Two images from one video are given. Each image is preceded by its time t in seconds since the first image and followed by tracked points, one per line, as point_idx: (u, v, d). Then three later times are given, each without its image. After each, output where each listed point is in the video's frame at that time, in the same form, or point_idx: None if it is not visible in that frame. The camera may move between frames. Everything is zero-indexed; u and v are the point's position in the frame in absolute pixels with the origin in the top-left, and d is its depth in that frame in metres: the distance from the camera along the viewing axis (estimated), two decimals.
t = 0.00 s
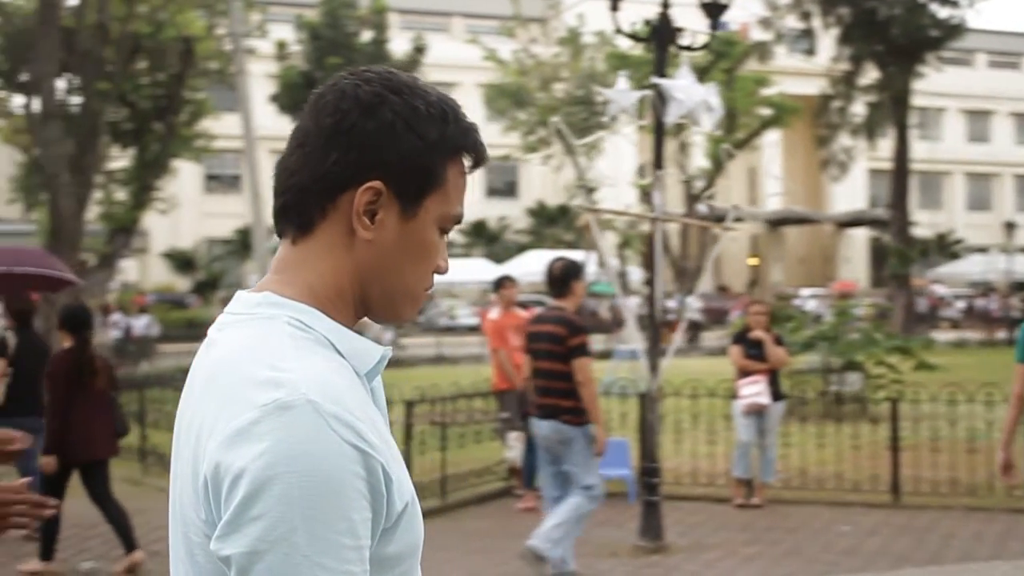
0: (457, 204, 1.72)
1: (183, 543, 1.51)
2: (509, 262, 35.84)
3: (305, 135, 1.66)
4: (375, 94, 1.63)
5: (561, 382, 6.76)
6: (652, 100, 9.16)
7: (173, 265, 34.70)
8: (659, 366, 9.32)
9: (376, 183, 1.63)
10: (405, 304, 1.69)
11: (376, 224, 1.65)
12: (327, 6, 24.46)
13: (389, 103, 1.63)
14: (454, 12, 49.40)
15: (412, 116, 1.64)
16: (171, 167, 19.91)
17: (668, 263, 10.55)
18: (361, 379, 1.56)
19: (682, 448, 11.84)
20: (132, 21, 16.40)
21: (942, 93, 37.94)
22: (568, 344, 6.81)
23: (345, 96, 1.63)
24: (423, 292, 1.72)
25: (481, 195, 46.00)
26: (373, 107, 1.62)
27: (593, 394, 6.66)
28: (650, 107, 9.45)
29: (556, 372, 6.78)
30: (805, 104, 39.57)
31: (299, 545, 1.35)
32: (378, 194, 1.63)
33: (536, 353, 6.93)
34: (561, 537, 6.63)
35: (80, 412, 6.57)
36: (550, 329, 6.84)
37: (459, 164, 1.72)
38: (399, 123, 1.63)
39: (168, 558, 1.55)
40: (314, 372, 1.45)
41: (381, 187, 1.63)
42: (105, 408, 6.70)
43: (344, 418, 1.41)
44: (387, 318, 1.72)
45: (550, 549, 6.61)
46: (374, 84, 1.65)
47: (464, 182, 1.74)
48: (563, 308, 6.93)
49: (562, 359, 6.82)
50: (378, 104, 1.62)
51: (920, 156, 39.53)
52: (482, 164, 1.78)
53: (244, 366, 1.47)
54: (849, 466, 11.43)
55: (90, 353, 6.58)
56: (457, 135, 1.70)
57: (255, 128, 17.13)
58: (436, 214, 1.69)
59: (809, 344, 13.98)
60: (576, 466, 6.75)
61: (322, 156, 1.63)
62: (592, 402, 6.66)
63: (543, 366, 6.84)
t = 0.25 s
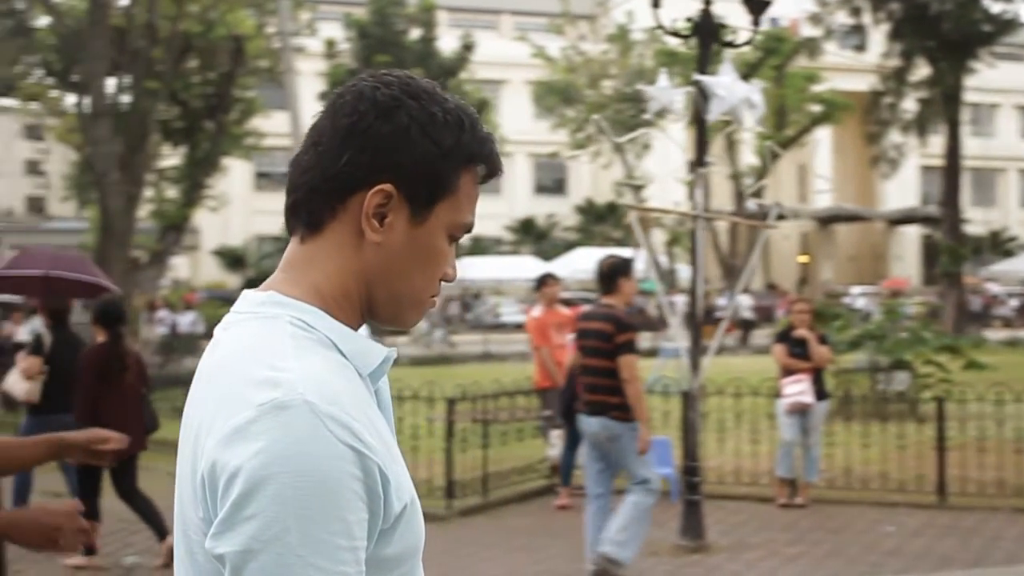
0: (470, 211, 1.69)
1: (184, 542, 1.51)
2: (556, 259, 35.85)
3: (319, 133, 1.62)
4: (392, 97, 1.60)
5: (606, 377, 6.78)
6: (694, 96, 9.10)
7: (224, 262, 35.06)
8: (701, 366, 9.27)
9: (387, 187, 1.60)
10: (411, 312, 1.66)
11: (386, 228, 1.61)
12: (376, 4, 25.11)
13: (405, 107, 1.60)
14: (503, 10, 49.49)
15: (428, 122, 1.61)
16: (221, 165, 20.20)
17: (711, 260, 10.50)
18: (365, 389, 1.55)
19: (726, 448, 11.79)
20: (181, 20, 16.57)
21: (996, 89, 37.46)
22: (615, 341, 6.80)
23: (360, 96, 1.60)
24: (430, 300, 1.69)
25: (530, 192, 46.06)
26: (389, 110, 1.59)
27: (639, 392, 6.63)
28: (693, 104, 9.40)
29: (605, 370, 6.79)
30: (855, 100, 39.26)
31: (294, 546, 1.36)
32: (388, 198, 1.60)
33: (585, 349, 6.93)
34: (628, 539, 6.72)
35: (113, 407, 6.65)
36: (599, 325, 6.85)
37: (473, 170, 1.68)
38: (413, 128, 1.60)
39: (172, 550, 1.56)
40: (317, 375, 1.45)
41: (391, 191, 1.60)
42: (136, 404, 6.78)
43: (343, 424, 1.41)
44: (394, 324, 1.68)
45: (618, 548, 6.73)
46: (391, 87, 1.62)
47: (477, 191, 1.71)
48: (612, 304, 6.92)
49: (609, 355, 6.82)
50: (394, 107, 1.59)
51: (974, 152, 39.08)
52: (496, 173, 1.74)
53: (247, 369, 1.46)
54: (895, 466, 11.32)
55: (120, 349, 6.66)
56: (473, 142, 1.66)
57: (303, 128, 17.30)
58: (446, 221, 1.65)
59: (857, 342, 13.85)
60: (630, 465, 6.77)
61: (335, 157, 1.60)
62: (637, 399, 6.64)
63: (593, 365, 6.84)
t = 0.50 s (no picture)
0: (475, 213, 1.66)
1: (186, 539, 1.52)
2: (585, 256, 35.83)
3: (325, 134, 1.60)
4: (399, 97, 1.57)
5: (632, 375, 6.79)
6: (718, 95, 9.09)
7: (254, 260, 35.27)
8: (726, 365, 9.25)
9: (393, 186, 1.57)
10: (414, 312, 1.64)
11: (391, 228, 1.59)
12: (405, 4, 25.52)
13: (412, 107, 1.57)
14: (533, 8, 49.55)
15: (434, 121, 1.59)
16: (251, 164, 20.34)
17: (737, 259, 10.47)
18: (368, 387, 1.55)
19: (752, 447, 11.77)
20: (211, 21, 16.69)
21: None
22: (643, 340, 6.83)
23: (367, 98, 1.58)
24: (436, 301, 1.67)
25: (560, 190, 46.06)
26: (395, 110, 1.57)
27: (665, 389, 6.62)
28: (716, 103, 9.39)
29: (633, 369, 6.79)
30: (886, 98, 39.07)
31: (289, 544, 1.37)
32: (393, 197, 1.58)
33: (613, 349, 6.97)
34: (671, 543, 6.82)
35: (132, 402, 6.66)
36: (627, 324, 6.88)
37: (479, 171, 1.65)
38: (420, 129, 1.57)
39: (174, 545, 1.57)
40: (316, 373, 1.45)
41: (396, 191, 1.57)
42: (155, 401, 6.79)
43: (343, 421, 1.42)
44: (400, 325, 1.67)
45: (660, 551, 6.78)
46: (399, 88, 1.60)
47: (484, 194, 1.68)
48: (641, 304, 6.96)
49: (637, 354, 6.85)
50: (401, 108, 1.57)
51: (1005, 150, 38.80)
52: (504, 175, 1.71)
53: (248, 366, 1.47)
54: (921, 466, 11.26)
55: (141, 345, 6.74)
56: (479, 143, 1.64)
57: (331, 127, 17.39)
58: (452, 223, 1.62)
59: (885, 341, 13.79)
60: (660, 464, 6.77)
61: (340, 157, 1.58)
62: (664, 397, 6.62)
63: (621, 364, 6.85)
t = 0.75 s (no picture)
0: (483, 213, 1.65)
1: (190, 534, 1.53)
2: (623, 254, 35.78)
3: (333, 131, 1.59)
4: (407, 96, 1.56)
5: (671, 375, 6.76)
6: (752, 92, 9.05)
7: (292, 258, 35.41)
8: (759, 364, 9.20)
9: (398, 184, 1.56)
10: (419, 312, 1.63)
11: (397, 226, 1.57)
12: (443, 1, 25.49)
13: (420, 106, 1.56)
14: (572, 5, 49.49)
15: (442, 120, 1.57)
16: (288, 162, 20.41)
17: (771, 257, 10.41)
18: (372, 387, 1.54)
19: (787, 446, 11.70)
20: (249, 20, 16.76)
21: None
22: (682, 339, 6.78)
23: (376, 96, 1.57)
24: (442, 299, 1.65)
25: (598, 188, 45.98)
26: (404, 109, 1.56)
27: (703, 388, 6.57)
28: (750, 100, 9.34)
29: (672, 367, 6.77)
30: (927, 94, 38.74)
31: (288, 538, 1.37)
32: (399, 196, 1.56)
33: (653, 350, 6.93)
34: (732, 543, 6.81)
35: (157, 398, 6.70)
36: (667, 323, 6.83)
37: (488, 172, 1.63)
38: (427, 127, 1.56)
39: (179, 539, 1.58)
40: (318, 369, 1.45)
41: (402, 191, 1.56)
42: (182, 397, 6.82)
43: (346, 418, 1.42)
44: (407, 324, 1.65)
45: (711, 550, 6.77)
46: (407, 86, 1.58)
47: (491, 195, 1.66)
48: (683, 303, 6.91)
49: (675, 354, 6.81)
50: (409, 108, 1.56)
51: None
52: (513, 177, 1.69)
53: (252, 361, 1.47)
54: (959, 466, 11.16)
55: (168, 340, 6.80)
56: (487, 143, 1.62)
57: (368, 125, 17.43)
58: (458, 222, 1.61)
59: (924, 340, 13.68)
60: (699, 463, 6.72)
61: (347, 154, 1.56)
62: (701, 396, 6.58)
63: (660, 362, 6.83)
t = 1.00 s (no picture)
0: (491, 209, 1.62)
1: (191, 525, 1.54)
2: (662, 252, 35.70)
3: (340, 127, 1.57)
4: (413, 90, 1.54)
5: (711, 373, 6.72)
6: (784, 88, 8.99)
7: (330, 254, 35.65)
8: (792, 362, 9.15)
9: (403, 180, 1.53)
10: (424, 308, 1.61)
11: (403, 219, 1.55)
12: None
13: (427, 100, 1.53)
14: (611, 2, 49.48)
15: (448, 116, 1.55)
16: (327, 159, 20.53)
17: (807, 254, 10.33)
18: (375, 384, 1.54)
19: (822, 445, 11.64)
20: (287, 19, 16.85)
21: None
22: (723, 337, 6.72)
23: (383, 90, 1.54)
24: (449, 295, 1.64)
25: (637, 185, 45.94)
26: (410, 104, 1.53)
27: (742, 388, 6.52)
28: (783, 96, 9.28)
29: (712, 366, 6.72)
30: (969, 91, 38.43)
31: (286, 533, 1.38)
32: (405, 192, 1.54)
33: (694, 348, 6.85)
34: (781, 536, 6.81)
35: (186, 392, 6.73)
36: (708, 320, 6.76)
37: (496, 167, 1.61)
38: (433, 122, 1.54)
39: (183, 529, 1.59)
40: (319, 365, 1.45)
41: (406, 186, 1.54)
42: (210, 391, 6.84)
43: (346, 414, 1.42)
44: (414, 320, 1.64)
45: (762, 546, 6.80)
46: (415, 80, 1.55)
47: (499, 190, 1.63)
48: (725, 301, 6.84)
49: (715, 352, 6.75)
50: (416, 102, 1.53)
51: None
52: (521, 170, 1.66)
53: (254, 356, 1.47)
54: (996, 466, 11.05)
55: (197, 335, 6.82)
56: (494, 138, 1.59)
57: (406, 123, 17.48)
58: (464, 218, 1.59)
59: (962, 338, 13.60)
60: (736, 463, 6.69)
61: (353, 148, 1.54)
62: (741, 396, 6.53)
63: (700, 359, 6.77)
